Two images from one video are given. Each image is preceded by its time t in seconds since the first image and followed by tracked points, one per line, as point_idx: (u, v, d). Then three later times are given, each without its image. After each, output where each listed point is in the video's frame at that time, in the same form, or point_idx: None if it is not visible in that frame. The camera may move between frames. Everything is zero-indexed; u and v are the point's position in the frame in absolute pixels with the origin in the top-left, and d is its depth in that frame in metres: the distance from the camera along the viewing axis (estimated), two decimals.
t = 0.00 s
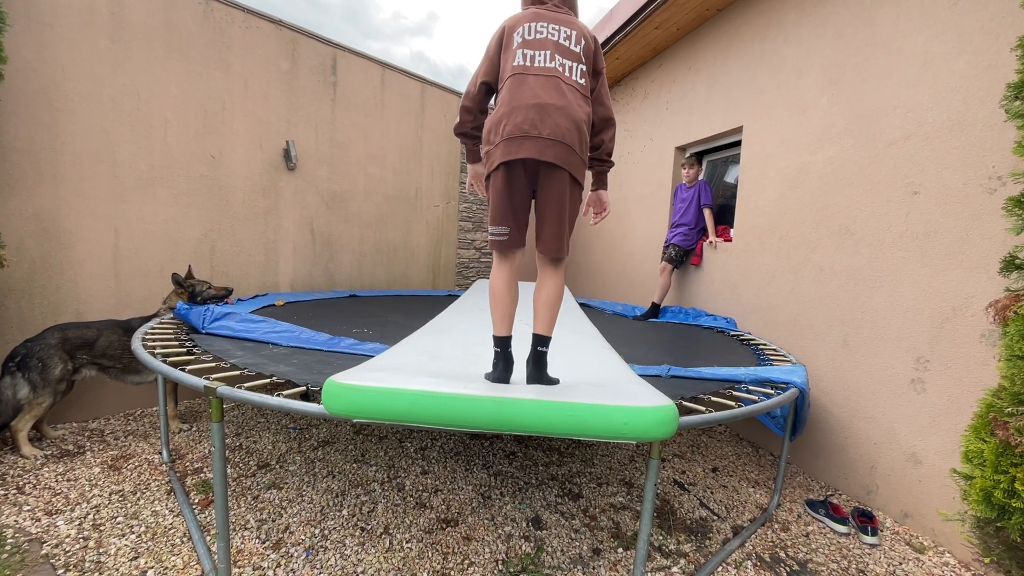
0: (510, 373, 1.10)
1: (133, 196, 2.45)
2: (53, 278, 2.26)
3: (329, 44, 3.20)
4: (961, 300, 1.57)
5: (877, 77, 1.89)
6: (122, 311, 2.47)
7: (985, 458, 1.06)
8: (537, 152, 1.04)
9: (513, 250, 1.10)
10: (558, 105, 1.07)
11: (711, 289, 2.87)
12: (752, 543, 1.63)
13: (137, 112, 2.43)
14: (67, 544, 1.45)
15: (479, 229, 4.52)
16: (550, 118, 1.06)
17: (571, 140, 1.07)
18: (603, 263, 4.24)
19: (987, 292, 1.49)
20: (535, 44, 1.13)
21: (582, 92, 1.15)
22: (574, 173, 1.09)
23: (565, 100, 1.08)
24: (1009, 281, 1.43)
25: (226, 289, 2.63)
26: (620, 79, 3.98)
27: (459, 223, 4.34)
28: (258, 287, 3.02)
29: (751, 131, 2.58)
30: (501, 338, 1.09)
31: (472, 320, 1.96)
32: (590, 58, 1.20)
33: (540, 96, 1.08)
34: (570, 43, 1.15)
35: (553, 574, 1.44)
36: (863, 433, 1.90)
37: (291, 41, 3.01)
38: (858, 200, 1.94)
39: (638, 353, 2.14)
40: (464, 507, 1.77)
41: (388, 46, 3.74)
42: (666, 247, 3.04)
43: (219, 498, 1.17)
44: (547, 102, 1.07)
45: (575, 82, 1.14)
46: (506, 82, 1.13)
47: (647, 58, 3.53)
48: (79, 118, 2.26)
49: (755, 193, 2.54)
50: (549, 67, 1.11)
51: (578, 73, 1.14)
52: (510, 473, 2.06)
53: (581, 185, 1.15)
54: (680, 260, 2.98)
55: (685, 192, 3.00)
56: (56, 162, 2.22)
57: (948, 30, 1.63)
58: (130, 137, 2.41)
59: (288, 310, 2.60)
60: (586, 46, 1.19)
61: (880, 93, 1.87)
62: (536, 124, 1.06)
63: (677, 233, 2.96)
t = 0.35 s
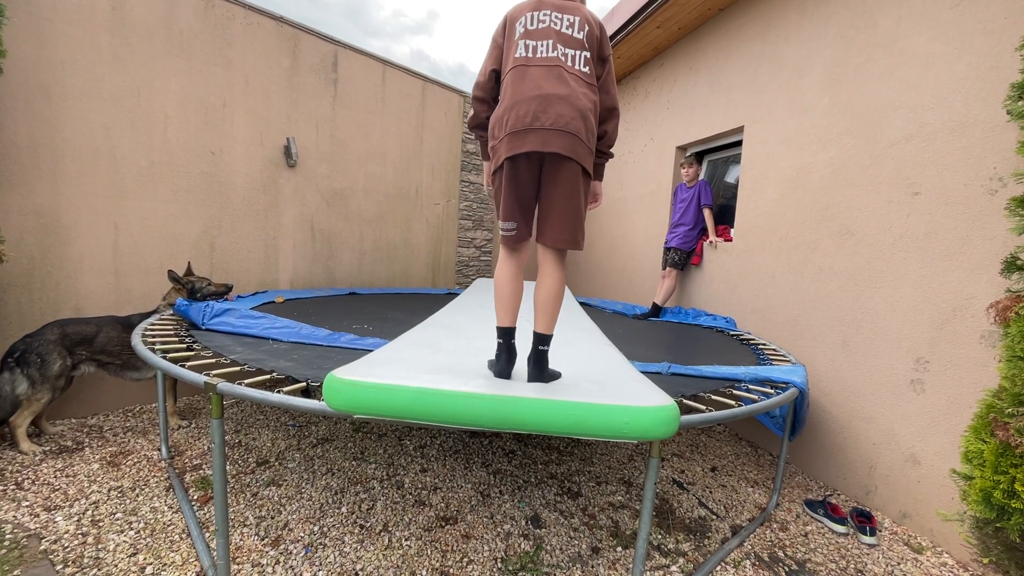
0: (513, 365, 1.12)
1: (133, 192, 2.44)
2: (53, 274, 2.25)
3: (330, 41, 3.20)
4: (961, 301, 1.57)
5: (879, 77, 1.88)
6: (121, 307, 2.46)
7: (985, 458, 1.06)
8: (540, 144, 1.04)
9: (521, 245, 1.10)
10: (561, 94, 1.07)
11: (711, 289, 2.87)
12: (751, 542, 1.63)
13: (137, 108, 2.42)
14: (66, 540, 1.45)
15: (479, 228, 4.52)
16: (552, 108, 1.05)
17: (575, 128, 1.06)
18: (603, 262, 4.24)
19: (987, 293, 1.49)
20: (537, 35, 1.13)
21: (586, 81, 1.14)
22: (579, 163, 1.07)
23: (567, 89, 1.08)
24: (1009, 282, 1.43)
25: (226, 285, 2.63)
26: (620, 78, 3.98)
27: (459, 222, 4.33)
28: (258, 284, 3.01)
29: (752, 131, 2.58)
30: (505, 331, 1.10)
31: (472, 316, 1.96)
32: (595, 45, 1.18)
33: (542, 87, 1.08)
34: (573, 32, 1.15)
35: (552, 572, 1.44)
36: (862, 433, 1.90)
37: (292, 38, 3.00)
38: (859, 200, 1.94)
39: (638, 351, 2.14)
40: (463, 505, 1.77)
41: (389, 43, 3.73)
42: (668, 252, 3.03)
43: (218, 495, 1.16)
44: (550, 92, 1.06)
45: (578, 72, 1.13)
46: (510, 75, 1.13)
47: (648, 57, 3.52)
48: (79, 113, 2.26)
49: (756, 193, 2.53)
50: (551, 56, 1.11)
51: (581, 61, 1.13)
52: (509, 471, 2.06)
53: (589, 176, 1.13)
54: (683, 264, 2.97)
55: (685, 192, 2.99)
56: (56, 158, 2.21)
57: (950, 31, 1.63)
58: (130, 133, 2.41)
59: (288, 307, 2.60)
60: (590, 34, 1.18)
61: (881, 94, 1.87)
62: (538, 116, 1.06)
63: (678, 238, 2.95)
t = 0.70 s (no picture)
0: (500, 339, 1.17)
1: (132, 189, 2.43)
2: (51, 270, 2.24)
3: (330, 38, 3.19)
4: (960, 302, 1.57)
5: (880, 78, 1.88)
6: (120, 304, 2.46)
7: (984, 459, 1.06)
8: (531, 138, 1.04)
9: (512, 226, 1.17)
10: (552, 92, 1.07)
11: (710, 289, 2.87)
12: (750, 542, 1.63)
13: (136, 105, 2.41)
14: (63, 537, 1.45)
15: (479, 227, 4.52)
16: (544, 104, 1.05)
17: (567, 124, 1.05)
18: (603, 262, 4.24)
19: (986, 295, 1.49)
20: (533, 34, 1.13)
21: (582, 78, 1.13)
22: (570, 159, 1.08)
23: (560, 86, 1.08)
24: (1010, 284, 1.43)
25: (224, 283, 2.62)
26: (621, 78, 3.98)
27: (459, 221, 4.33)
28: (257, 282, 3.01)
29: (752, 131, 2.57)
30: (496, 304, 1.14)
31: (473, 313, 1.96)
32: (594, 45, 1.17)
33: (536, 83, 1.07)
34: (570, 33, 1.14)
35: (550, 571, 1.44)
36: (861, 434, 1.90)
37: (292, 35, 2.99)
38: (860, 200, 1.94)
39: (637, 351, 2.14)
40: (462, 504, 1.77)
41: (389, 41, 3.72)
42: (667, 252, 3.03)
43: (216, 493, 1.15)
44: (544, 89, 1.07)
45: (575, 70, 1.12)
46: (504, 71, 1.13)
47: (649, 56, 3.52)
48: (77, 109, 2.25)
49: (756, 193, 2.53)
50: (546, 56, 1.11)
51: (578, 59, 1.12)
52: (508, 470, 2.06)
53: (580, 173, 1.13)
54: (683, 265, 2.97)
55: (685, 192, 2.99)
56: (55, 154, 2.20)
57: (952, 31, 1.63)
58: (130, 129, 2.40)
59: (287, 305, 2.59)
60: (587, 37, 1.17)
61: (882, 94, 1.87)
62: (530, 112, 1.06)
63: (678, 239, 2.95)
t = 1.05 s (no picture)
0: (496, 366, 1.13)
1: (130, 187, 2.43)
2: (48, 269, 2.24)
3: (330, 37, 3.19)
4: (958, 304, 1.57)
5: (878, 80, 1.89)
6: (117, 302, 2.45)
7: (981, 461, 1.07)
8: (517, 172, 1.10)
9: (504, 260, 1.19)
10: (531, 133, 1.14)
11: (709, 290, 2.87)
12: (747, 543, 1.63)
13: (135, 103, 2.41)
14: (59, 536, 1.44)
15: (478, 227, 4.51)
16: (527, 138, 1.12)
17: (550, 157, 1.12)
18: (602, 262, 4.24)
19: (984, 297, 1.50)
20: (512, 77, 1.17)
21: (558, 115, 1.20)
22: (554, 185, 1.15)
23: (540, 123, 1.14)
24: (1008, 286, 1.43)
25: (223, 282, 2.62)
26: (620, 78, 3.98)
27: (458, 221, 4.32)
28: (255, 281, 3.00)
29: (752, 133, 2.57)
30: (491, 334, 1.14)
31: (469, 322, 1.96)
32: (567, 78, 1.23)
33: (517, 121, 1.14)
34: (546, 68, 1.18)
35: (548, 572, 1.44)
36: (859, 435, 1.91)
37: (291, 34, 2.99)
38: (858, 202, 1.94)
39: (636, 353, 2.14)
40: (459, 504, 1.77)
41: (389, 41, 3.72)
42: (666, 253, 3.03)
43: (213, 492, 1.15)
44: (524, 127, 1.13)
45: (552, 105, 1.18)
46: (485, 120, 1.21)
47: (649, 57, 3.52)
48: (76, 107, 2.24)
49: (755, 194, 2.53)
50: (526, 97, 1.16)
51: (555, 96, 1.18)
52: (505, 471, 2.06)
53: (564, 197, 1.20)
54: (682, 266, 2.97)
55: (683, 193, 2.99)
56: (53, 152, 2.20)
57: (950, 34, 1.63)
58: (128, 127, 2.40)
59: (285, 305, 2.59)
60: (563, 71, 1.22)
61: (881, 97, 1.87)
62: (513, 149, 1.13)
63: (676, 240, 2.95)
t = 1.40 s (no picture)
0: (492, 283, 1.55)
1: (128, 187, 2.43)
2: (46, 269, 2.23)
3: (329, 38, 3.19)
4: (955, 306, 1.58)
5: (876, 82, 1.89)
6: (115, 303, 2.45)
7: (977, 462, 1.07)
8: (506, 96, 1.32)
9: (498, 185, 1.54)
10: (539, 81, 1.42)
11: (707, 291, 2.88)
12: (745, 543, 1.63)
13: (133, 103, 2.41)
14: (56, 537, 1.44)
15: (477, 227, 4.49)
16: (521, 75, 1.33)
17: (535, 90, 1.35)
18: (600, 263, 4.24)
19: (980, 299, 1.50)
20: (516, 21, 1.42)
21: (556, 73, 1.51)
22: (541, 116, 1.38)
23: (530, 58, 1.36)
24: (1004, 287, 1.44)
25: (220, 283, 2.62)
26: (619, 80, 3.99)
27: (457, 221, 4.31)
28: (253, 281, 3.00)
29: (750, 134, 2.58)
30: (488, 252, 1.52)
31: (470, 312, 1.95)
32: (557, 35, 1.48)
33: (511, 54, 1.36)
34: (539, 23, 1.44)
35: (546, 572, 1.44)
36: (856, 436, 1.91)
37: (290, 34, 2.99)
38: (856, 203, 1.95)
39: (634, 352, 2.15)
40: (458, 505, 1.77)
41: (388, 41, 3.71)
42: (664, 254, 3.03)
43: (211, 494, 1.14)
44: (522, 59, 1.35)
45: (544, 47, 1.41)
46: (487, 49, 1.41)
47: (647, 59, 3.53)
48: (73, 107, 2.24)
49: (753, 195, 2.54)
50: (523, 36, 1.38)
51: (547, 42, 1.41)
52: (504, 471, 2.06)
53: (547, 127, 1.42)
54: (680, 267, 2.97)
55: (680, 194, 2.99)
56: (50, 151, 2.19)
57: (947, 36, 1.64)
58: (126, 127, 2.39)
59: (284, 305, 2.58)
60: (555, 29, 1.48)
61: (879, 99, 1.88)
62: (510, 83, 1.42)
63: (674, 241, 2.96)
